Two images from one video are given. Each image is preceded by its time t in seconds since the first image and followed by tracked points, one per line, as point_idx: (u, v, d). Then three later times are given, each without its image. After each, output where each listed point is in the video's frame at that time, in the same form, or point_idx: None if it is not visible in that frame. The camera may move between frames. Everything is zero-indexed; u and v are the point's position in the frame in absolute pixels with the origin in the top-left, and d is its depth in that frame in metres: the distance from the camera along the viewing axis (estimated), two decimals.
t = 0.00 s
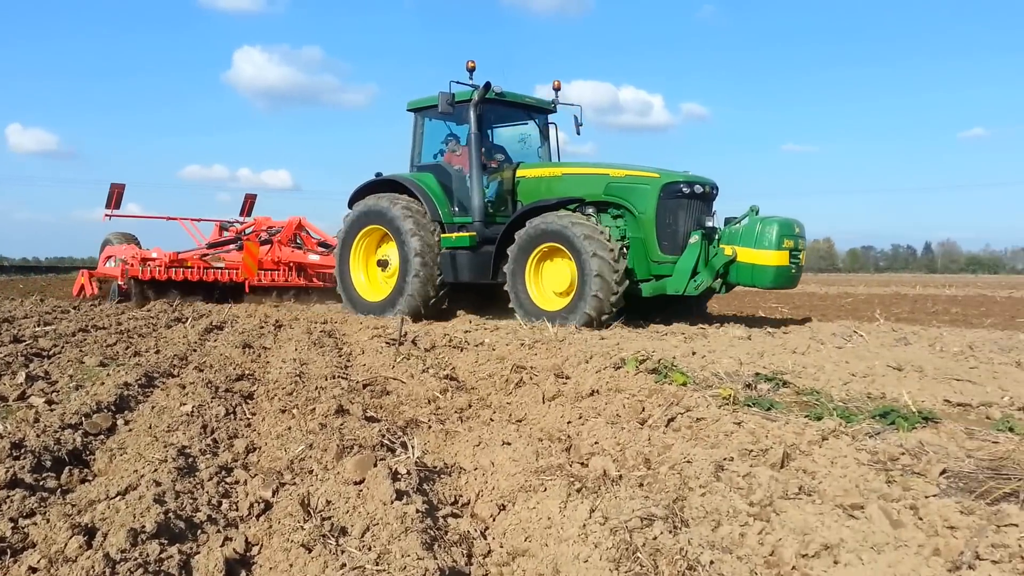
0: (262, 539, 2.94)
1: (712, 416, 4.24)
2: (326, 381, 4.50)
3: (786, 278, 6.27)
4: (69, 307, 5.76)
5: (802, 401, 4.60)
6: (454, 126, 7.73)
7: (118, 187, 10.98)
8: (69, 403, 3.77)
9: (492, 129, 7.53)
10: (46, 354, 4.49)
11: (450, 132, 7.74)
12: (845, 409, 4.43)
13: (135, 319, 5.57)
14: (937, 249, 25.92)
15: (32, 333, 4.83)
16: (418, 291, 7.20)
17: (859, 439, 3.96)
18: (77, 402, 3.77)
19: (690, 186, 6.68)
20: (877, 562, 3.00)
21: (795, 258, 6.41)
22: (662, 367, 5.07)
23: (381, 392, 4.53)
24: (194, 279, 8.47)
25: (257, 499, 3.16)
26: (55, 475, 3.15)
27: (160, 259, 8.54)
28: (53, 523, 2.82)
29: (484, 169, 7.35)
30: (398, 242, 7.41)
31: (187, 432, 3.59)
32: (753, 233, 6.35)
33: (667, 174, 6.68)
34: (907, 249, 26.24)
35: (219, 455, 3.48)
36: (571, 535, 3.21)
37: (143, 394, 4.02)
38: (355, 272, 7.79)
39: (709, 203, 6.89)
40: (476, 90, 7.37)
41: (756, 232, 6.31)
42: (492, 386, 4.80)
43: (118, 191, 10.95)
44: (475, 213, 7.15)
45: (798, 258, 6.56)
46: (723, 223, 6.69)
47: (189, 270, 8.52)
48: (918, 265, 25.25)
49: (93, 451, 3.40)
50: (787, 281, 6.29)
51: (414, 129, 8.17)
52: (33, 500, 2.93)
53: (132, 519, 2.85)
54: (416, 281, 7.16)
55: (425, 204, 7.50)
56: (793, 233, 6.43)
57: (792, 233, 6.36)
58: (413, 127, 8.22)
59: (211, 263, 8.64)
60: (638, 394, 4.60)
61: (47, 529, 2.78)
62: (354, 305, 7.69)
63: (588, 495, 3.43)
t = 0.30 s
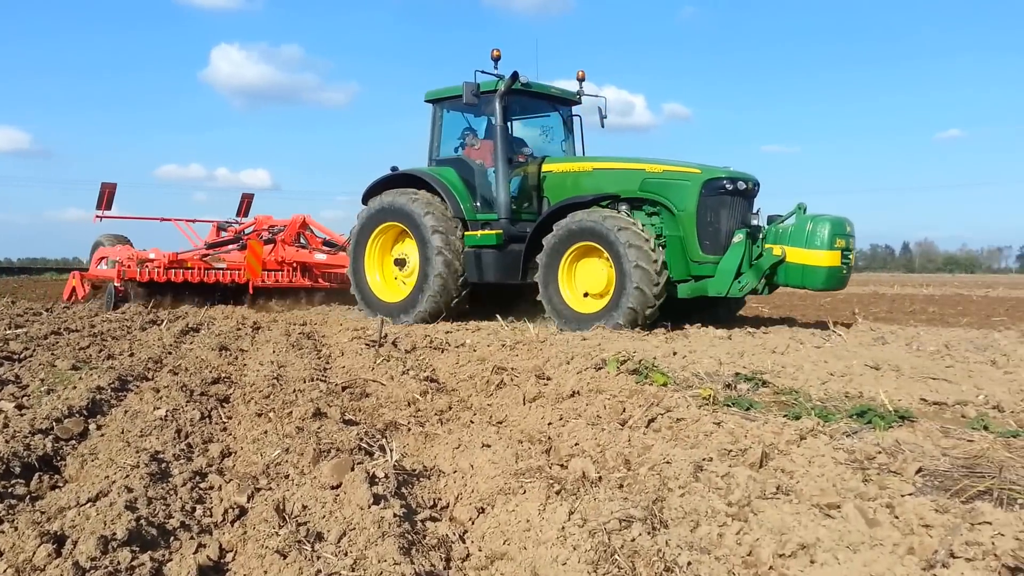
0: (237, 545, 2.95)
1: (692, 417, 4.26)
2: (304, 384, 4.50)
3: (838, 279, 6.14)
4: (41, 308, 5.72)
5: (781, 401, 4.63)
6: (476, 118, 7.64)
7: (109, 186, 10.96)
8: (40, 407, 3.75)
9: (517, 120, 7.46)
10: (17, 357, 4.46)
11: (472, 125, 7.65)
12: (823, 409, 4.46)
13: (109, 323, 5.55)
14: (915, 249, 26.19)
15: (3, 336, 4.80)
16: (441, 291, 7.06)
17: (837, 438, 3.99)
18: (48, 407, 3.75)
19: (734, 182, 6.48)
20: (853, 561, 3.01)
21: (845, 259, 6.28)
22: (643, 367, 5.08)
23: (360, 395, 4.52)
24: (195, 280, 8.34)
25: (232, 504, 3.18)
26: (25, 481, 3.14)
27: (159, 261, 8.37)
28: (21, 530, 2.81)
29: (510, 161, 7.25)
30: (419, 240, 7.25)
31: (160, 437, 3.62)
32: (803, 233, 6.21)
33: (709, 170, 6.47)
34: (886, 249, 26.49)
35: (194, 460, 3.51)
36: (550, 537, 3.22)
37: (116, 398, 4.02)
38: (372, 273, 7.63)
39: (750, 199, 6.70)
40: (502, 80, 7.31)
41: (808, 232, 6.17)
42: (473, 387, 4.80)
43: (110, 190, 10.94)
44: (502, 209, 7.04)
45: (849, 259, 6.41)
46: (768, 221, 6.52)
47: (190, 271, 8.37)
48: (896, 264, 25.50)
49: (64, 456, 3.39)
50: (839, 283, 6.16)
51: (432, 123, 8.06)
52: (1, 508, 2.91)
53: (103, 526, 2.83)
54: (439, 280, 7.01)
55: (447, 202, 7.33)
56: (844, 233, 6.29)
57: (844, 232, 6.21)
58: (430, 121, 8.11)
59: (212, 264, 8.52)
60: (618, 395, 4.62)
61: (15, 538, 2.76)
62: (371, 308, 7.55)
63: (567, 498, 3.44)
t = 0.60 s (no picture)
0: (210, 552, 3.01)
1: (672, 417, 4.28)
2: (282, 387, 4.51)
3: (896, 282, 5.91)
4: (13, 310, 5.72)
5: (760, 400, 4.65)
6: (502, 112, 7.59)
7: (104, 182, 10.97)
8: (10, 412, 3.77)
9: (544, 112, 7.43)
10: None
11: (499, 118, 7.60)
12: (802, 408, 4.48)
13: (83, 325, 5.54)
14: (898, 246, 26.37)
15: None
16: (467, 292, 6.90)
17: (814, 437, 4.02)
18: (17, 412, 3.76)
19: (780, 180, 6.37)
20: (829, 560, 3.03)
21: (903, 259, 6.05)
22: (624, 367, 5.10)
23: (339, 397, 4.52)
24: (199, 281, 8.22)
25: (205, 510, 3.22)
26: None
27: (162, 261, 8.20)
28: None
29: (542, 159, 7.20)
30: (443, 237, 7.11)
31: (133, 441, 3.65)
32: (859, 233, 6.01)
33: (754, 168, 6.37)
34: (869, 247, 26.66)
35: (167, 465, 3.54)
36: (528, 540, 3.22)
37: (88, 402, 4.04)
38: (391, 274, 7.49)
39: (797, 197, 6.56)
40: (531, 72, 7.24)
41: (864, 233, 5.97)
42: (453, 389, 4.80)
43: (105, 187, 10.98)
44: (534, 208, 6.95)
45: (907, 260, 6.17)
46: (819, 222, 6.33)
47: (194, 272, 8.25)
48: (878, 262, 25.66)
49: (33, 462, 3.43)
50: (896, 285, 5.95)
51: (456, 116, 8.00)
52: None
53: (73, 533, 2.91)
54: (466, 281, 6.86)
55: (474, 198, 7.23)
56: (901, 233, 6.05)
57: (902, 232, 5.99)
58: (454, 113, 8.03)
59: (216, 265, 8.41)
60: (599, 395, 4.62)
61: None
62: (395, 313, 7.40)
63: (546, 499, 3.45)
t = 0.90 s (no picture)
0: (183, 557, 2.97)
1: (651, 418, 4.27)
2: (258, 389, 4.47)
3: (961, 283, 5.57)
4: None
5: (738, 401, 4.66)
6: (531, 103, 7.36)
7: (97, 181, 10.91)
8: None
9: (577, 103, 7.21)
10: None
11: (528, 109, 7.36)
12: (780, 408, 4.50)
13: (57, 327, 5.49)
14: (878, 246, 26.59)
15: None
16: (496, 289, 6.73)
17: (792, 437, 4.03)
18: None
19: (833, 175, 6.15)
20: (805, 561, 3.04)
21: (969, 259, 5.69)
22: (603, 368, 5.09)
23: (316, 399, 4.48)
24: (207, 284, 8.00)
25: (179, 515, 3.18)
26: None
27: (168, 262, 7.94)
28: None
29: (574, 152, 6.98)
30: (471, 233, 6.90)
31: (106, 445, 3.60)
32: (922, 232, 5.65)
33: (806, 162, 6.11)
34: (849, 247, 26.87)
35: (140, 469, 3.50)
36: (505, 543, 3.21)
37: (61, 405, 4.00)
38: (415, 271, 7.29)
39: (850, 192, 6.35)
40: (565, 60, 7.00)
41: (927, 231, 5.61)
42: (432, 390, 4.77)
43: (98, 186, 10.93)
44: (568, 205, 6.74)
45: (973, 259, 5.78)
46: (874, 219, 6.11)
47: (202, 273, 8.01)
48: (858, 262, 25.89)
49: (3, 466, 3.39)
50: (960, 285, 5.61)
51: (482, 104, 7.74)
52: None
53: (43, 539, 2.87)
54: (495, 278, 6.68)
55: (505, 193, 6.99)
56: (966, 231, 5.68)
57: (967, 230, 5.62)
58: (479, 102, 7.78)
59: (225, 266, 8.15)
60: (578, 396, 4.61)
61: None
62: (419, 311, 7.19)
63: (523, 502, 3.44)
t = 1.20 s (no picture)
0: (156, 563, 2.93)
1: (629, 419, 4.27)
2: (233, 392, 4.42)
3: None
4: None
5: (716, 402, 4.66)
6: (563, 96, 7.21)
7: (97, 181, 11.06)
8: None
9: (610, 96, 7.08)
10: None
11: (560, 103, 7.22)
12: (758, 408, 4.52)
13: (30, 329, 5.41)
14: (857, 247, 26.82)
15: None
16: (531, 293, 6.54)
17: (769, 437, 4.04)
18: None
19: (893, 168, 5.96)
20: (781, 562, 3.03)
21: None
22: (582, 369, 5.07)
23: (293, 402, 4.44)
24: (221, 288, 7.78)
25: (152, 520, 3.14)
26: None
27: (181, 267, 7.70)
28: None
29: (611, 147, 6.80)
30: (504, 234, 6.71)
31: (78, 450, 3.55)
32: (993, 227, 5.57)
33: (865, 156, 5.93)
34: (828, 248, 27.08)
35: (113, 474, 3.45)
36: (482, 546, 3.19)
37: (33, 410, 3.94)
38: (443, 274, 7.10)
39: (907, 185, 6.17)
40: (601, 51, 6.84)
41: (1001, 226, 5.52)
42: (410, 393, 4.74)
43: (96, 186, 11.05)
44: (607, 201, 6.55)
45: None
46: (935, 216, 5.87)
47: (215, 278, 7.80)
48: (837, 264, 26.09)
49: None
50: None
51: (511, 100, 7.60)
52: None
53: (13, 546, 2.82)
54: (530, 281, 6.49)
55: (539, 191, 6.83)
56: None
57: None
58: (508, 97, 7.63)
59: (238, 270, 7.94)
60: (557, 397, 4.60)
61: None
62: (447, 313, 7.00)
63: (500, 505, 3.43)
